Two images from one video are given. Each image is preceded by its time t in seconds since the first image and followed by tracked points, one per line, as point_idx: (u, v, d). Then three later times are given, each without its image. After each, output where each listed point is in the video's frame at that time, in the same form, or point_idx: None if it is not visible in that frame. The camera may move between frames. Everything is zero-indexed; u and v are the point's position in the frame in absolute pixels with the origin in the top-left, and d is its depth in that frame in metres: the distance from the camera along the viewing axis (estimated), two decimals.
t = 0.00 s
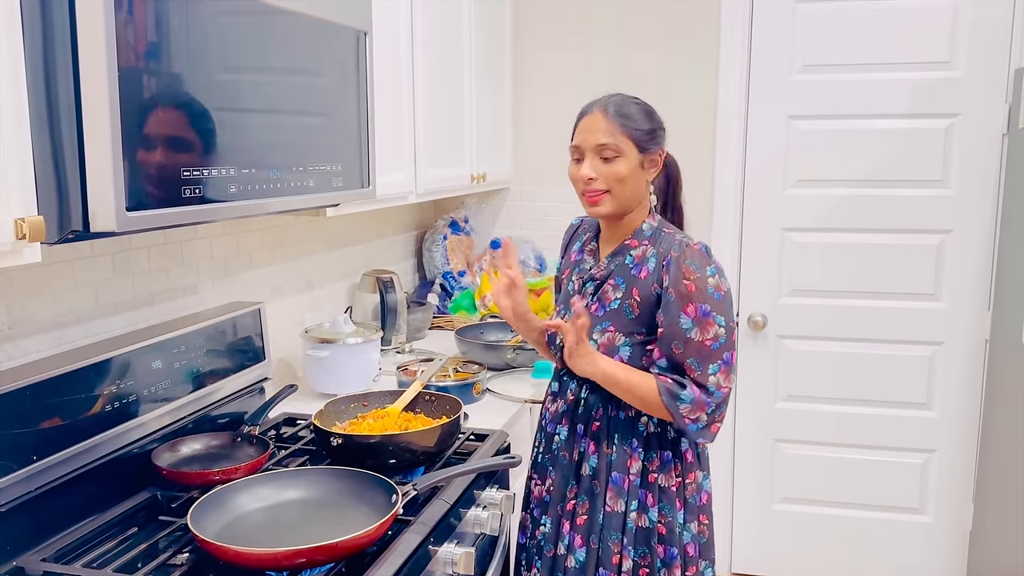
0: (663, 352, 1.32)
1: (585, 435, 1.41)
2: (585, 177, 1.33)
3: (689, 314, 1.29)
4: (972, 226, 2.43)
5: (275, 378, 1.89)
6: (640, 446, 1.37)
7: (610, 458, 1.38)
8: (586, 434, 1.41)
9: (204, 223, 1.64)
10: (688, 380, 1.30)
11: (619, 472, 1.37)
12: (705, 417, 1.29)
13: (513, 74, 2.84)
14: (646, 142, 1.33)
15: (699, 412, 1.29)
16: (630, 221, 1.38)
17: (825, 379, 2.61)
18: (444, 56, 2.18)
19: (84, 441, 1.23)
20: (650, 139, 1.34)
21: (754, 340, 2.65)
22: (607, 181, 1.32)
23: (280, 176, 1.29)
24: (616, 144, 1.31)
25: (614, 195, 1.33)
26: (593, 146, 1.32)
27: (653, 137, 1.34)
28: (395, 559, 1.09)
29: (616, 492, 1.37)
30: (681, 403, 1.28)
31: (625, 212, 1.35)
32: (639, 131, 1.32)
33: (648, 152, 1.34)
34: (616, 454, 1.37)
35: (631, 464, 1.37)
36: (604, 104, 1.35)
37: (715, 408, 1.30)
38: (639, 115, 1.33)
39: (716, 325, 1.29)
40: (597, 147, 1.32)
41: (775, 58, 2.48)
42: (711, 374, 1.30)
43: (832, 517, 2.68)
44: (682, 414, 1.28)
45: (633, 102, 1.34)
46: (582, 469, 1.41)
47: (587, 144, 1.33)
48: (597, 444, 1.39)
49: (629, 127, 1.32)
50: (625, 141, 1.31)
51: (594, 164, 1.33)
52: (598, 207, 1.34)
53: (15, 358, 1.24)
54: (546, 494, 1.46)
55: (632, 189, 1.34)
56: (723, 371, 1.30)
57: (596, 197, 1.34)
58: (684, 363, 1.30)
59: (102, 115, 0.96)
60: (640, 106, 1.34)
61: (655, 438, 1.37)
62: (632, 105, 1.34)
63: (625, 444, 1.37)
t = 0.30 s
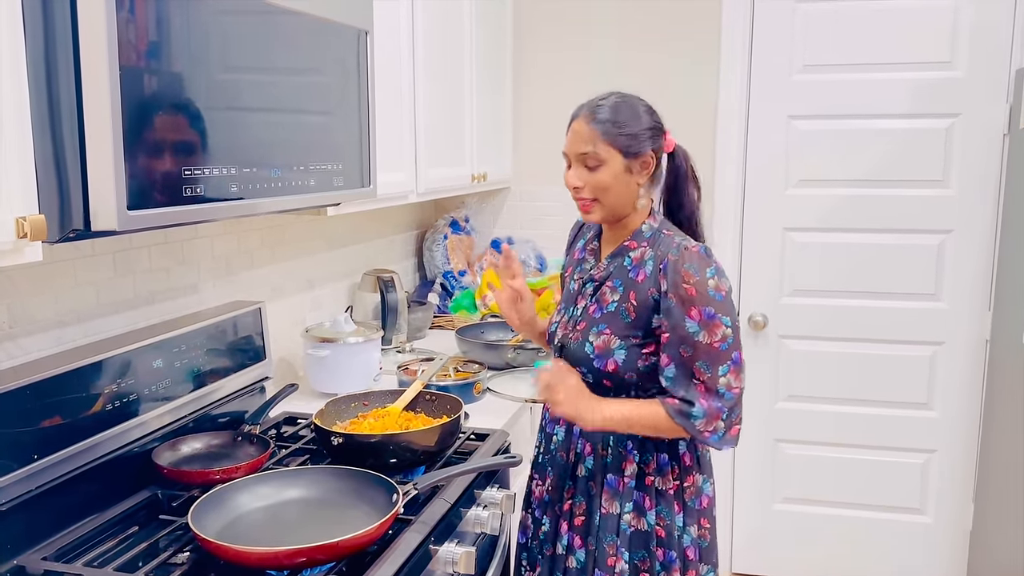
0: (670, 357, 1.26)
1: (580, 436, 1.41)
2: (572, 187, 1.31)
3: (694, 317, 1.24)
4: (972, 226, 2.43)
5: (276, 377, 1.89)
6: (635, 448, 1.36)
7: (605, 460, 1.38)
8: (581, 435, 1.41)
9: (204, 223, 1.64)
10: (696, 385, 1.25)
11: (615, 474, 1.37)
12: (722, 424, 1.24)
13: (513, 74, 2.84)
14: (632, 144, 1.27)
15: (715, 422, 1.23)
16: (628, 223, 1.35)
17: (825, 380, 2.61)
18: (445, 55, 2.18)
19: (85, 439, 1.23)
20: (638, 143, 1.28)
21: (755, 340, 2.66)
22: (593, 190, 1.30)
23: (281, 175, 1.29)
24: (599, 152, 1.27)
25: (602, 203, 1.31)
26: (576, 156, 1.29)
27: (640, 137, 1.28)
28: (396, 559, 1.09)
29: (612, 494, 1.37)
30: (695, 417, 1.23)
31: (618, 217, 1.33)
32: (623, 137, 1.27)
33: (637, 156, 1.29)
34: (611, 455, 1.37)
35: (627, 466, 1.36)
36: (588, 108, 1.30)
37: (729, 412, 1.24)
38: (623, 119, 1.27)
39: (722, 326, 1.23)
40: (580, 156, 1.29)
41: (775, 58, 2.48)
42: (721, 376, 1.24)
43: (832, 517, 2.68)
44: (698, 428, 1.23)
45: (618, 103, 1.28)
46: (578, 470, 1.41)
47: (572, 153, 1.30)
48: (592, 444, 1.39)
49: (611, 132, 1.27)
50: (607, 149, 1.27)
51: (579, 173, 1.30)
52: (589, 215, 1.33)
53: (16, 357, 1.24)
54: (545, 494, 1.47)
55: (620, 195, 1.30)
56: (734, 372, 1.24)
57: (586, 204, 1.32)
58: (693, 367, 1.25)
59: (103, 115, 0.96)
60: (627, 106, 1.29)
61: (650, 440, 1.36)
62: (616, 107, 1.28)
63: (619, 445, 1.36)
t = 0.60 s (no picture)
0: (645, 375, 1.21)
1: (584, 431, 1.41)
2: (568, 209, 1.28)
3: (672, 334, 1.19)
4: (973, 226, 2.43)
5: (276, 376, 1.88)
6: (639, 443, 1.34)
7: (609, 455, 1.37)
8: (584, 430, 1.41)
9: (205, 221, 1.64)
10: (664, 404, 1.19)
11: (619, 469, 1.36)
12: (695, 453, 1.20)
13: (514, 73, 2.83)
14: (623, 159, 1.23)
15: (685, 452, 1.20)
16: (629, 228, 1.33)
17: (826, 380, 2.61)
18: (445, 54, 2.18)
19: (85, 438, 1.23)
20: (628, 154, 1.24)
21: (754, 340, 2.66)
22: (591, 208, 1.27)
23: (282, 174, 1.29)
24: (590, 173, 1.23)
25: (602, 219, 1.28)
26: (567, 178, 1.25)
27: (630, 150, 1.23)
28: (396, 558, 1.09)
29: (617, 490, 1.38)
30: (664, 451, 1.19)
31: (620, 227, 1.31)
32: (612, 153, 1.22)
33: (628, 167, 1.25)
34: (615, 451, 1.37)
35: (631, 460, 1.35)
36: (572, 124, 1.25)
37: (699, 438, 1.20)
38: (610, 133, 1.22)
39: (700, 347, 1.19)
40: (571, 178, 1.25)
41: (776, 58, 2.48)
42: (692, 398, 1.20)
43: (833, 517, 2.68)
44: (670, 464, 1.19)
45: (601, 116, 1.23)
46: (583, 466, 1.41)
47: (562, 174, 1.26)
48: (596, 440, 1.39)
49: (600, 151, 1.22)
50: (597, 169, 1.23)
51: (573, 194, 1.26)
52: (591, 230, 1.31)
53: (17, 355, 1.24)
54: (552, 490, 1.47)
55: (618, 208, 1.27)
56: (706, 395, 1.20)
57: (585, 222, 1.30)
58: (664, 387, 1.20)
59: (104, 113, 0.96)
60: (612, 117, 1.24)
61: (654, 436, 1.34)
62: (600, 120, 1.23)
63: (622, 441, 1.35)
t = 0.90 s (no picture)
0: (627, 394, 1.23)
1: (579, 433, 1.40)
2: (560, 219, 1.28)
3: (654, 356, 1.20)
4: (973, 226, 2.43)
5: (276, 375, 1.88)
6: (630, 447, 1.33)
7: (602, 457, 1.36)
8: (580, 432, 1.40)
9: (205, 220, 1.64)
10: (647, 425, 1.21)
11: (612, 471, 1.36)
12: (673, 470, 1.23)
13: (514, 72, 2.83)
14: (616, 173, 1.23)
15: (663, 469, 1.23)
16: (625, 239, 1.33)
17: (825, 380, 2.61)
18: (445, 53, 2.17)
19: (85, 436, 1.23)
20: (621, 168, 1.23)
21: (754, 340, 2.66)
22: (582, 220, 1.27)
23: (281, 172, 1.29)
24: (582, 185, 1.23)
25: (593, 231, 1.28)
26: (559, 189, 1.26)
27: (624, 163, 1.23)
28: (395, 556, 1.09)
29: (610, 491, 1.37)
30: (642, 469, 1.22)
31: (613, 238, 1.31)
32: (605, 166, 1.22)
33: (621, 180, 1.24)
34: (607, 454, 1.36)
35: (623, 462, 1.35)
36: (566, 132, 1.24)
37: (676, 456, 1.23)
38: (604, 146, 1.22)
39: (680, 371, 1.20)
40: (563, 189, 1.25)
41: (776, 58, 2.48)
42: (671, 417, 1.22)
43: (833, 516, 2.68)
44: (647, 480, 1.22)
45: (596, 128, 1.23)
46: (579, 467, 1.41)
47: (554, 185, 1.26)
48: (591, 443, 1.38)
49: (593, 165, 1.22)
50: (589, 181, 1.23)
51: (564, 205, 1.27)
52: (583, 240, 1.31)
53: (16, 353, 1.24)
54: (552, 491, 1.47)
55: (610, 221, 1.27)
56: (686, 416, 1.22)
57: (577, 232, 1.30)
58: (645, 407, 1.21)
59: (103, 111, 0.95)
60: (608, 129, 1.23)
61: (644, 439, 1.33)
62: (595, 132, 1.23)
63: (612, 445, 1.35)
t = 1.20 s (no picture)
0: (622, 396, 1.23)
1: (578, 433, 1.41)
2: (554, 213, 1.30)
3: (647, 357, 1.20)
4: (973, 226, 2.43)
5: (276, 374, 1.88)
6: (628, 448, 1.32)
7: (599, 458, 1.36)
8: (578, 432, 1.41)
9: (205, 219, 1.63)
10: (642, 425, 1.22)
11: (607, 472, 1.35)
12: (670, 472, 1.23)
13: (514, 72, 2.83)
14: (611, 171, 1.24)
15: (660, 471, 1.22)
16: (621, 239, 1.33)
17: (825, 380, 2.61)
18: (445, 52, 2.17)
19: (84, 435, 1.23)
20: (616, 167, 1.24)
21: (754, 340, 2.66)
22: (575, 216, 1.29)
23: (282, 172, 1.29)
24: (575, 182, 1.25)
25: (585, 228, 1.30)
26: (554, 183, 1.28)
27: (619, 162, 1.24)
28: (394, 555, 1.09)
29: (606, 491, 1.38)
30: (638, 472, 1.22)
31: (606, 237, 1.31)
32: (599, 164, 1.23)
33: (616, 179, 1.25)
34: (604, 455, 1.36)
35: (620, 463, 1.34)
36: (564, 128, 1.26)
37: (672, 458, 1.23)
38: (600, 144, 1.23)
39: (673, 371, 1.20)
40: (558, 184, 1.27)
41: (776, 58, 2.48)
42: (667, 419, 1.22)
43: (833, 517, 2.68)
44: (643, 482, 1.22)
45: (595, 125, 1.24)
46: (577, 466, 1.41)
47: (550, 179, 1.28)
48: (589, 443, 1.38)
49: (587, 162, 1.23)
50: (583, 178, 1.24)
51: (559, 200, 1.29)
52: (577, 236, 1.32)
53: (16, 352, 1.24)
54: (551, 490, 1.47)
55: (602, 220, 1.28)
56: (681, 417, 1.22)
57: (572, 228, 1.32)
58: (640, 408, 1.21)
59: (104, 109, 0.95)
60: (606, 127, 1.24)
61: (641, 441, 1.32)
62: (593, 129, 1.24)
63: (609, 447, 1.35)
